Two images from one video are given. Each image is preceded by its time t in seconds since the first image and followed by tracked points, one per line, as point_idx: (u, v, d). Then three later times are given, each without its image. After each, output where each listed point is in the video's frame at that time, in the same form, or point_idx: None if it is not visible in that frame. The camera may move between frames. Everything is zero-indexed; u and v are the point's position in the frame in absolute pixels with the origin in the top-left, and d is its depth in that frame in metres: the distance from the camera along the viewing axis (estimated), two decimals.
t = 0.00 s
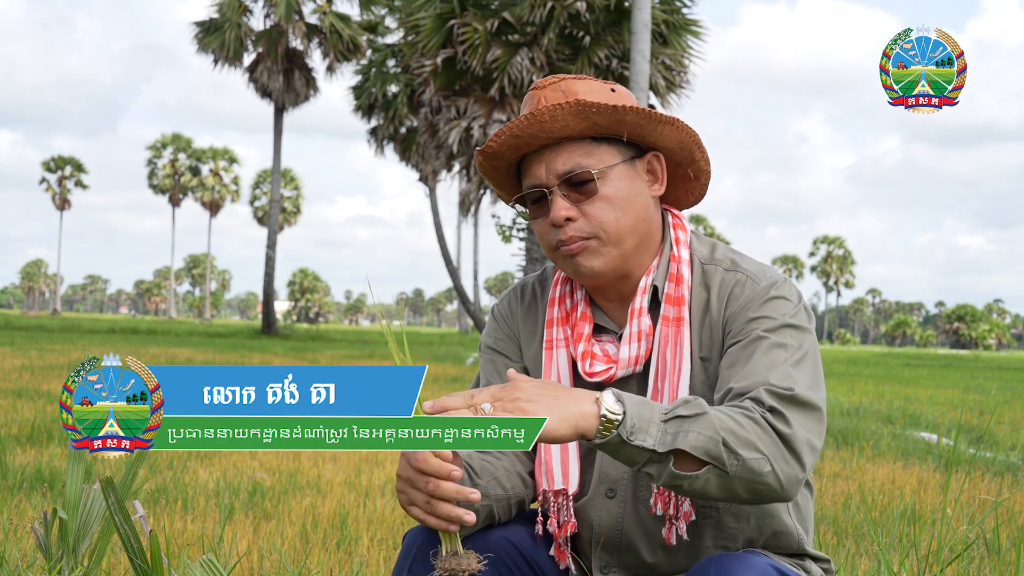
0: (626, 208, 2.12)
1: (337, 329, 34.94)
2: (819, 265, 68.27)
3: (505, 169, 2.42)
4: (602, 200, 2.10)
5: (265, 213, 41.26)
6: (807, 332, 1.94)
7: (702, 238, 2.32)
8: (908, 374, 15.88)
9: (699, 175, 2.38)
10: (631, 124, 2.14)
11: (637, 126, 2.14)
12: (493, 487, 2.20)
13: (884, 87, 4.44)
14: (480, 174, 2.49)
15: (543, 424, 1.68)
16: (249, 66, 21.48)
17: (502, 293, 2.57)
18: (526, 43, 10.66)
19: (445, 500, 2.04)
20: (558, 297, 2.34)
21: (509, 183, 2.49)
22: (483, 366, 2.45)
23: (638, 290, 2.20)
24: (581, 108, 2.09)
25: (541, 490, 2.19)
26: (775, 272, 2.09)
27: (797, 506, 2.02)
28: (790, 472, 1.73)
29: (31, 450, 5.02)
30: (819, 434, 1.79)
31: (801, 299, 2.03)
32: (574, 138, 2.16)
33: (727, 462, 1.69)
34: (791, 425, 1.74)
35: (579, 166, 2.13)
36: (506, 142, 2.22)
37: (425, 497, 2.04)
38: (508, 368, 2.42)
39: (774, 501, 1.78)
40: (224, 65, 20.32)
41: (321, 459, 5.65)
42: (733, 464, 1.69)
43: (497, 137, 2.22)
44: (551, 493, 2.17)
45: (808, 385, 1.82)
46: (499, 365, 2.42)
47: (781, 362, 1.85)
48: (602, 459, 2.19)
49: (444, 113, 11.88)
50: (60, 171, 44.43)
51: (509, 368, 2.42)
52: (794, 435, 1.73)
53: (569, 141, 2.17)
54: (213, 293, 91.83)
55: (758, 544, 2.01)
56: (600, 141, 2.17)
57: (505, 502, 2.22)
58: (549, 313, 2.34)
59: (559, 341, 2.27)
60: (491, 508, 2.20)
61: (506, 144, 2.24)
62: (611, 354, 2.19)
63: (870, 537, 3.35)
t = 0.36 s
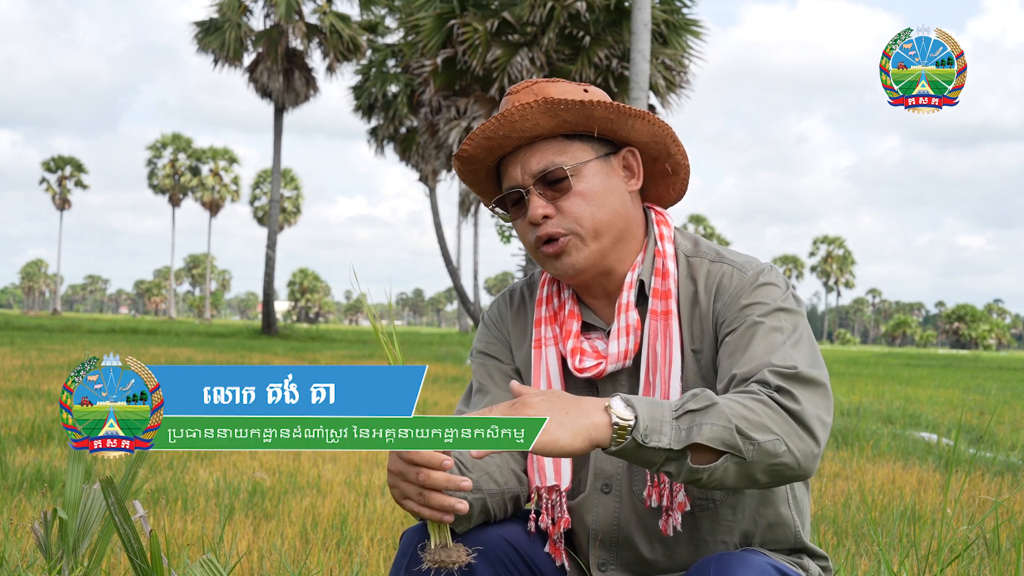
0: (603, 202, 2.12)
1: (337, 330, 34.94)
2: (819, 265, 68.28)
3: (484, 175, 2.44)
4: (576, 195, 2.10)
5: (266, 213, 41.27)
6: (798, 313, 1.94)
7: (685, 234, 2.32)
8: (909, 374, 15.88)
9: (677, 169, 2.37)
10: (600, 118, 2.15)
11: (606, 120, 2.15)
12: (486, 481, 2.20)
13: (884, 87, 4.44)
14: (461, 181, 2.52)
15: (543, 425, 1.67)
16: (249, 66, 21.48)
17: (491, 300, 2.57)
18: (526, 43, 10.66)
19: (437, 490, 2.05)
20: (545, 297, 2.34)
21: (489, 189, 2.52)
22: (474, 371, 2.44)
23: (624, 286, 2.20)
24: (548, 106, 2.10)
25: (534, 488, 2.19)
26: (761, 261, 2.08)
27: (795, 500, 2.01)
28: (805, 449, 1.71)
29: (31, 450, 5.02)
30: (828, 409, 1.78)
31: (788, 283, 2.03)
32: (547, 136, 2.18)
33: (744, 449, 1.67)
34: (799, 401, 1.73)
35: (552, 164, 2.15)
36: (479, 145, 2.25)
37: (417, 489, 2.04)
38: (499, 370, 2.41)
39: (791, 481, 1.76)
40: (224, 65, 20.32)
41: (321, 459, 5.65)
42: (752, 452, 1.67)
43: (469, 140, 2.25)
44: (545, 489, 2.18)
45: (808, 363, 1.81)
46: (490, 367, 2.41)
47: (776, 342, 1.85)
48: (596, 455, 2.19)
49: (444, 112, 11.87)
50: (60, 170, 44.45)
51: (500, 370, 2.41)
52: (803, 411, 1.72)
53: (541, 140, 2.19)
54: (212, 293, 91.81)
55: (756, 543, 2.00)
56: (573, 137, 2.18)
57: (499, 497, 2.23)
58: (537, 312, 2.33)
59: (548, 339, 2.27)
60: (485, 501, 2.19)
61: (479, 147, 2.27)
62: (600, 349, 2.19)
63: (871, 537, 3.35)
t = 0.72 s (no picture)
0: (601, 197, 2.12)
1: (337, 330, 34.94)
2: (819, 264, 68.26)
3: (481, 172, 2.45)
4: (575, 190, 2.10)
5: (266, 213, 41.27)
6: (786, 295, 1.93)
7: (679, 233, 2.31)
8: (909, 374, 15.89)
9: (672, 169, 2.38)
10: (599, 114, 2.16)
11: (605, 116, 2.16)
12: (485, 480, 2.20)
13: (884, 87, 4.44)
14: (457, 178, 2.52)
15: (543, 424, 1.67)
16: (249, 66, 21.48)
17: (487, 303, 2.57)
18: (526, 43, 10.66)
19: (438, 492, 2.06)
20: (542, 296, 2.33)
21: (486, 186, 2.53)
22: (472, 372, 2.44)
23: (619, 282, 2.20)
24: (549, 100, 2.11)
25: (533, 485, 2.20)
26: (750, 250, 2.09)
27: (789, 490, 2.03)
28: (791, 409, 1.72)
29: (30, 450, 5.02)
30: (815, 375, 1.80)
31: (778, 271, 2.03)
32: (546, 131, 2.19)
33: (730, 406, 1.68)
34: (783, 362, 1.75)
35: (551, 159, 2.15)
36: (479, 139, 2.25)
37: (418, 490, 2.05)
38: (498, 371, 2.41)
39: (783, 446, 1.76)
40: (224, 65, 20.32)
41: (321, 459, 5.65)
42: (737, 411, 1.68)
43: (469, 134, 2.26)
44: (544, 487, 2.18)
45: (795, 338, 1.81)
46: (487, 368, 2.41)
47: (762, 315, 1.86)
48: (593, 452, 2.19)
49: (444, 112, 11.85)
50: (60, 170, 44.48)
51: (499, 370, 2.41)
52: (787, 370, 1.73)
53: (540, 135, 2.20)
54: (212, 293, 91.80)
55: (756, 540, 1.99)
56: (571, 133, 2.19)
57: (498, 496, 2.23)
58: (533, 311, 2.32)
59: (545, 338, 2.27)
60: (485, 500, 2.20)
61: (478, 141, 2.27)
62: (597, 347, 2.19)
63: (870, 537, 3.35)
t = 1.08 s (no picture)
0: (613, 191, 2.12)
1: (337, 330, 34.94)
2: (819, 264, 68.28)
3: (488, 164, 2.44)
4: (589, 183, 2.10)
5: (266, 213, 41.28)
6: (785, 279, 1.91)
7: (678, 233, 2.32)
8: (908, 374, 15.89)
9: (673, 172, 2.41)
10: (614, 110, 2.19)
11: (620, 113, 2.19)
12: (485, 481, 2.20)
13: (884, 87, 4.44)
14: (457, 169, 2.50)
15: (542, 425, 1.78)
16: (249, 66, 21.48)
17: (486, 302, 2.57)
18: (526, 43, 10.66)
19: (442, 492, 2.07)
20: (541, 294, 2.30)
21: (489, 179, 2.52)
22: (471, 371, 2.44)
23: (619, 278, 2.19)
24: (567, 92, 2.13)
25: (533, 485, 2.19)
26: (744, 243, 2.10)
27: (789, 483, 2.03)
28: (768, 363, 1.63)
29: (30, 450, 5.03)
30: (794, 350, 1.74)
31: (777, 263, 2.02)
32: (559, 124, 2.19)
33: (713, 337, 1.58)
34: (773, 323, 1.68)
35: (564, 151, 2.14)
36: (493, 128, 2.24)
37: (422, 489, 2.05)
38: (496, 371, 2.41)
39: (744, 400, 1.65)
40: (224, 65, 20.32)
41: (321, 459, 5.65)
42: (719, 342, 1.58)
43: (483, 123, 2.24)
44: (544, 486, 2.18)
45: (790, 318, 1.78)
46: (487, 368, 2.41)
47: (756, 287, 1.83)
48: (593, 450, 2.19)
49: (444, 112, 11.86)
50: (60, 170, 44.50)
51: (497, 370, 2.41)
52: (773, 332, 1.67)
53: (554, 128, 2.20)
54: (212, 293, 91.77)
55: (756, 534, 1.98)
56: (584, 128, 2.20)
57: (498, 496, 2.23)
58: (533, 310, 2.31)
59: (544, 337, 2.26)
60: (485, 500, 2.20)
61: (492, 131, 2.26)
62: (599, 343, 2.15)
63: (871, 537, 3.34)
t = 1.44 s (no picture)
0: (617, 196, 2.12)
1: (337, 330, 34.94)
2: (819, 264, 68.28)
3: (490, 164, 2.40)
4: (593, 186, 2.09)
5: (266, 213, 41.28)
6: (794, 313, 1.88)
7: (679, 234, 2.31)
8: (908, 374, 15.90)
9: (672, 174, 2.42)
10: (620, 112, 2.18)
11: (625, 115, 2.19)
12: (485, 481, 2.20)
13: (884, 87, 4.44)
14: (456, 166, 2.47)
15: (543, 426, 1.76)
16: (249, 67, 21.49)
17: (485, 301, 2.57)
18: (526, 43, 10.66)
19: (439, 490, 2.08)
20: (540, 296, 2.35)
21: (489, 178, 2.49)
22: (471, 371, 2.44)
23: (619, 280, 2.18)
24: (574, 94, 2.11)
25: (533, 486, 2.20)
26: (752, 258, 2.07)
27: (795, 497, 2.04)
28: (784, 452, 1.63)
29: (30, 450, 5.03)
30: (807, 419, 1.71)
31: (783, 281, 1.99)
32: (564, 125, 2.18)
33: (734, 440, 1.56)
34: (790, 404, 1.66)
35: (569, 154, 2.14)
36: (498, 128, 2.20)
37: (420, 487, 2.07)
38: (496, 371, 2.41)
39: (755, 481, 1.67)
40: (224, 65, 20.32)
41: (321, 459, 5.65)
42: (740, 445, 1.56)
43: (488, 124, 2.20)
44: (543, 488, 2.18)
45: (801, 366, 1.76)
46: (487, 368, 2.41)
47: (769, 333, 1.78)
48: (592, 452, 2.19)
49: (444, 112, 11.86)
50: (60, 170, 44.50)
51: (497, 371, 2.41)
52: (792, 416, 1.65)
53: (558, 129, 2.18)
54: (212, 293, 91.77)
55: (756, 540, 2.00)
56: (588, 130, 2.19)
57: (498, 496, 2.23)
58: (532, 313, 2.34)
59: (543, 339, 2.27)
60: (485, 500, 2.20)
61: (496, 132, 2.22)
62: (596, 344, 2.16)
63: (871, 537, 3.34)
